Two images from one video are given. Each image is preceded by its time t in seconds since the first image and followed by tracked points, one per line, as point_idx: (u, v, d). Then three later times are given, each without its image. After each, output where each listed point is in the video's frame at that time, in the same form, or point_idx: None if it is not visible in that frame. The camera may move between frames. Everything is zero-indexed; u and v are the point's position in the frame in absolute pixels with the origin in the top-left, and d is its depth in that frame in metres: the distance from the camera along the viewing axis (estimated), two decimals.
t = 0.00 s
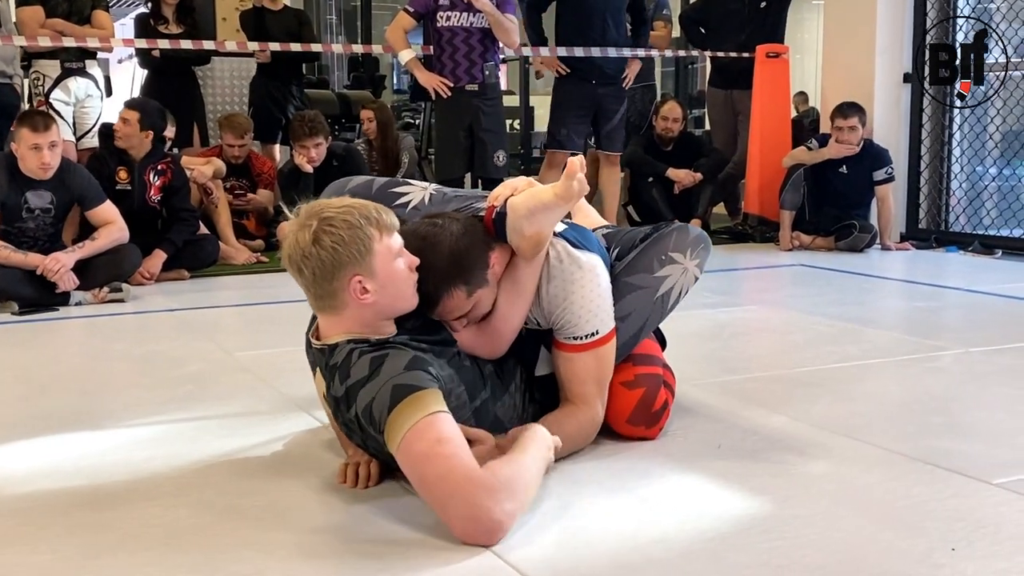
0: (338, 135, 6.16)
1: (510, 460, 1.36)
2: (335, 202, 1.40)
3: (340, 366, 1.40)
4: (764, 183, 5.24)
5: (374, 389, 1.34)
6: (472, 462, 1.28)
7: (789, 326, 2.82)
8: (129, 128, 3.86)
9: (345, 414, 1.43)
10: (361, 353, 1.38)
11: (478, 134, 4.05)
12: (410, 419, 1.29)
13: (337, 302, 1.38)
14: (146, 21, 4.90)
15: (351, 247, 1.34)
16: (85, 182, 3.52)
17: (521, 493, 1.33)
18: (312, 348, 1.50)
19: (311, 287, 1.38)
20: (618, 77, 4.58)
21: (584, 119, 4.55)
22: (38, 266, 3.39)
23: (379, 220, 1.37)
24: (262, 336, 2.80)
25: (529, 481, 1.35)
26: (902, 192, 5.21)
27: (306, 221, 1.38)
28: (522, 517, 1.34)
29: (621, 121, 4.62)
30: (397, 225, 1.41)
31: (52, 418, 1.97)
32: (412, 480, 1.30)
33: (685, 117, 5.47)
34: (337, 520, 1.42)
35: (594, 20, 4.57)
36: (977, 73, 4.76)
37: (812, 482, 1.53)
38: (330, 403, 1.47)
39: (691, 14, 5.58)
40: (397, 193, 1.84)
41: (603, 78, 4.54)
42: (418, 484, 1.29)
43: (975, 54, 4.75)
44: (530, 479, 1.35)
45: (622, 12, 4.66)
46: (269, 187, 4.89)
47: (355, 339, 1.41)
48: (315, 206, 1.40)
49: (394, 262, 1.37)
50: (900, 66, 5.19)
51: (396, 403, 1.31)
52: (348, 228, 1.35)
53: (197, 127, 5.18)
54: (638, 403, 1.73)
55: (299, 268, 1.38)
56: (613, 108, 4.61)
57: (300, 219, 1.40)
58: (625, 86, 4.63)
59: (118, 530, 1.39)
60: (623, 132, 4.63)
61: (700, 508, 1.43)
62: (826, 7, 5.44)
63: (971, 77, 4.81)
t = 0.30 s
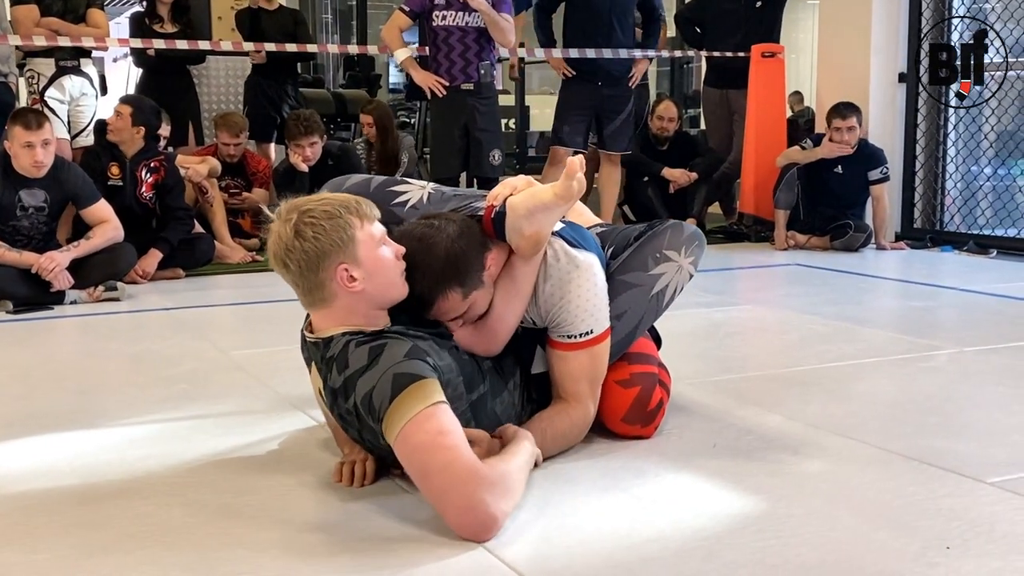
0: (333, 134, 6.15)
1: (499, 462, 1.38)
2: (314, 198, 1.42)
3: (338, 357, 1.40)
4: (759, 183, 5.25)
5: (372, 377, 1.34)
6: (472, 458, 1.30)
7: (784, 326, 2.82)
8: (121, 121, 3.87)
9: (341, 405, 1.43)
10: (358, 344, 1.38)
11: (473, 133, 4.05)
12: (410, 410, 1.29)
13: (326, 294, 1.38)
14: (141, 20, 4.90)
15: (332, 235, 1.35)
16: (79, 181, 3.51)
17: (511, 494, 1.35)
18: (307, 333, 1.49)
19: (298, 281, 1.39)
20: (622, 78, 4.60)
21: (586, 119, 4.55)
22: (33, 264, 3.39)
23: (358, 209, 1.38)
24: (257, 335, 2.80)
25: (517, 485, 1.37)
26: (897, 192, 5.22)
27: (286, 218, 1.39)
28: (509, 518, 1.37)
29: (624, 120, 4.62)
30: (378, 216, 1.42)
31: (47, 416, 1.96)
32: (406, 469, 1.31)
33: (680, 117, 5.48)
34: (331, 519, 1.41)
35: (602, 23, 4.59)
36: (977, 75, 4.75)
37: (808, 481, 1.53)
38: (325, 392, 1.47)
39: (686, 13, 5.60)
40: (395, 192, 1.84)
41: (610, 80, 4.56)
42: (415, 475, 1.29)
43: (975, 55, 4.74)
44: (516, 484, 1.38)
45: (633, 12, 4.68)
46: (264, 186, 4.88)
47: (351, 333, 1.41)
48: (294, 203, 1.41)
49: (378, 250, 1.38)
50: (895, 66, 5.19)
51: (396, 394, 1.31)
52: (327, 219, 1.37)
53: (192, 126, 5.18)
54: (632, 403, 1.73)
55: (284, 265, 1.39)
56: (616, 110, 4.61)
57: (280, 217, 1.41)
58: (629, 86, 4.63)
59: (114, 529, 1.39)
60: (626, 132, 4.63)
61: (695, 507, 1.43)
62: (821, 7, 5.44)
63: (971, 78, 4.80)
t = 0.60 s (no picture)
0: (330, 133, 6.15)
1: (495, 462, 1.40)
2: (294, 197, 1.41)
3: (329, 358, 1.40)
4: (756, 183, 5.24)
5: (367, 382, 1.35)
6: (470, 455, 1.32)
7: (780, 327, 2.82)
8: (128, 124, 3.85)
9: (332, 410, 1.44)
10: (351, 346, 1.39)
11: (470, 133, 4.05)
12: (407, 410, 1.30)
13: (317, 290, 1.37)
14: (137, 19, 4.89)
15: (318, 229, 1.35)
16: (75, 180, 3.52)
17: (509, 493, 1.37)
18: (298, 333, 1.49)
19: (286, 280, 1.38)
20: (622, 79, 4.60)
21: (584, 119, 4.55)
22: (29, 263, 3.39)
23: (340, 205, 1.38)
24: (253, 335, 2.79)
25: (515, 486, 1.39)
26: (893, 193, 5.22)
27: (269, 219, 1.39)
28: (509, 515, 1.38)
29: (624, 120, 4.62)
30: (361, 213, 1.42)
31: (43, 416, 1.96)
32: (404, 470, 1.32)
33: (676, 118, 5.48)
34: (326, 518, 1.41)
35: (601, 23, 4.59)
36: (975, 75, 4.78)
37: (804, 482, 1.53)
38: (318, 396, 1.47)
39: (683, 13, 5.65)
40: (385, 194, 1.83)
41: (609, 81, 4.57)
42: (414, 475, 1.31)
43: (975, 55, 4.77)
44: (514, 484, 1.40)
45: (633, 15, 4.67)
46: (261, 186, 4.88)
47: (343, 335, 1.40)
48: (275, 205, 1.40)
49: (364, 243, 1.38)
50: (892, 67, 5.20)
51: (390, 395, 1.32)
52: (312, 215, 1.36)
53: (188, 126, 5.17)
54: (627, 402, 1.73)
55: (272, 266, 1.38)
56: (615, 110, 4.61)
57: (263, 220, 1.40)
58: (630, 86, 4.63)
59: (109, 529, 1.39)
60: (628, 132, 4.63)
61: (690, 507, 1.43)
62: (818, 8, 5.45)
63: (970, 78, 4.83)
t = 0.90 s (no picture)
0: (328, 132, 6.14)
1: (488, 455, 1.41)
2: (290, 192, 1.40)
3: (311, 356, 1.42)
4: (755, 184, 5.24)
5: (347, 378, 1.36)
6: (462, 448, 1.33)
7: (779, 327, 2.82)
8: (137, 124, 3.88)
9: (319, 409, 1.45)
10: (332, 344, 1.40)
11: (469, 133, 4.05)
12: (396, 407, 1.31)
13: (306, 290, 1.37)
14: (136, 17, 4.90)
15: (310, 230, 1.34)
16: (73, 179, 3.51)
17: (502, 483, 1.38)
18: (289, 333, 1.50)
19: (276, 277, 1.37)
20: (620, 79, 4.59)
21: (584, 119, 4.55)
22: (26, 260, 3.39)
23: (333, 203, 1.38)
24: (251, 334, 2.79)
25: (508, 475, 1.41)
26: (892, 194, 5.22)
27: (263, 215, 1.38)
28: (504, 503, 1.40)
29: (623, 120, 4.62)
30: (355, 211, 1.41)
31: (40, 414, 1.96)
32: (397, 467, 1.33)
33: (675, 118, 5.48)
34: (324, 517, 1.41)
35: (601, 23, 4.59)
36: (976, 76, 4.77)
37: (803, 482, 1.53)
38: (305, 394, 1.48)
39: (682, 14, 5.67)
40: (380, 196, 1.83)
41: (610, 81, 4.56)
42: (408, 472, 1.31)
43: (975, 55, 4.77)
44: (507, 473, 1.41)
45: (632, 15, 4.66)
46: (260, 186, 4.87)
47: (326, 334, 1.41)
48: (270, 199, 1.40)
49: (356, 243, 1.38)
50: (892, 68, 5.20)
51: (377, 393, 1.32)
52: (304, 213, 1.36)
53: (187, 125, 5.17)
54: (625, 403, 1.73)
55: (263, 262, 1.38)
56: (615, 110, 4.61)
57: (256, 214, 1.39)
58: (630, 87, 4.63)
59: (106, 527, 1.38)
60: (627, 132, 4.63)
61: (688, 507, 1.43)
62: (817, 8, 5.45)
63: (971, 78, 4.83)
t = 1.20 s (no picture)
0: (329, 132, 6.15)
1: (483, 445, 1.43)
2: (281, 190, 1.38)
3: (299, 355, 1.42)
4: (755, 185, 5.25)
5: (334, 373, 1.37)
6: (456, 441, 1.34)
7: (778, 328, 2.82)
8: (133, 120, 3.86)
9: (309, 408, 1.45)
10: (317, 344, 1.40)
11: (469, 132, 4.05)
12: (391, 406, 1.32)
13: (294, 291, 1.37)
14: (136, 16, 4.90)
15: (300, 235, 1.33)
16: (72, 175, 3.51)
17: (498, 471, 1.40)
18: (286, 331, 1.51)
19: (267, 279, 1.37)
20: (621, 79, 4.59)
21: (584, 118, 4.55)
22: (25, 260, 3.39)
23: (324, 205, 1.36)
24: (250, 333, 2.79)
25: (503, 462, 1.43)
26: (892, 195, 5.22)
27: (253, 215, 1.37)
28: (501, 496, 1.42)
29: (623, 121, 4.62)
30: (346, 209, 1.40)
31: (40, 412, 1.96)
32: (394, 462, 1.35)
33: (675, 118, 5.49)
34: (322, 514, 1.41)
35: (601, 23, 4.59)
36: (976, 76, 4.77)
37: (802, 482, 1.53)
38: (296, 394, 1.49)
39: (683, 14, 5.66)
40: (380, 197, 1.83)
41: (610, 81, 4.57)
42: (405, 466, 1.34)
43: (974, 55, 4.76)
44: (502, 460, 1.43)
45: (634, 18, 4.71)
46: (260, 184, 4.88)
47: (311, 333, 1.41)
48: (260, 198, 1.38)
49: (347, 244, 1.37)
50: (892, 69, 5.20)
51: (370, 394, 1.33)
52: (294, 217, 1.34)
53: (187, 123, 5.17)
54: (628, 402, 1.73)
55: (252, 263, 1.37)
56: (616, 110, 4.62)
57: (247, 215, 1.38)
58: (630, 87, 4.63)
59: (105, 524, 1.38)
60: (628, 131, 4.63)
61: (686, 507, 1.43)
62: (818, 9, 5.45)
63: (971, 79, 4.83)
